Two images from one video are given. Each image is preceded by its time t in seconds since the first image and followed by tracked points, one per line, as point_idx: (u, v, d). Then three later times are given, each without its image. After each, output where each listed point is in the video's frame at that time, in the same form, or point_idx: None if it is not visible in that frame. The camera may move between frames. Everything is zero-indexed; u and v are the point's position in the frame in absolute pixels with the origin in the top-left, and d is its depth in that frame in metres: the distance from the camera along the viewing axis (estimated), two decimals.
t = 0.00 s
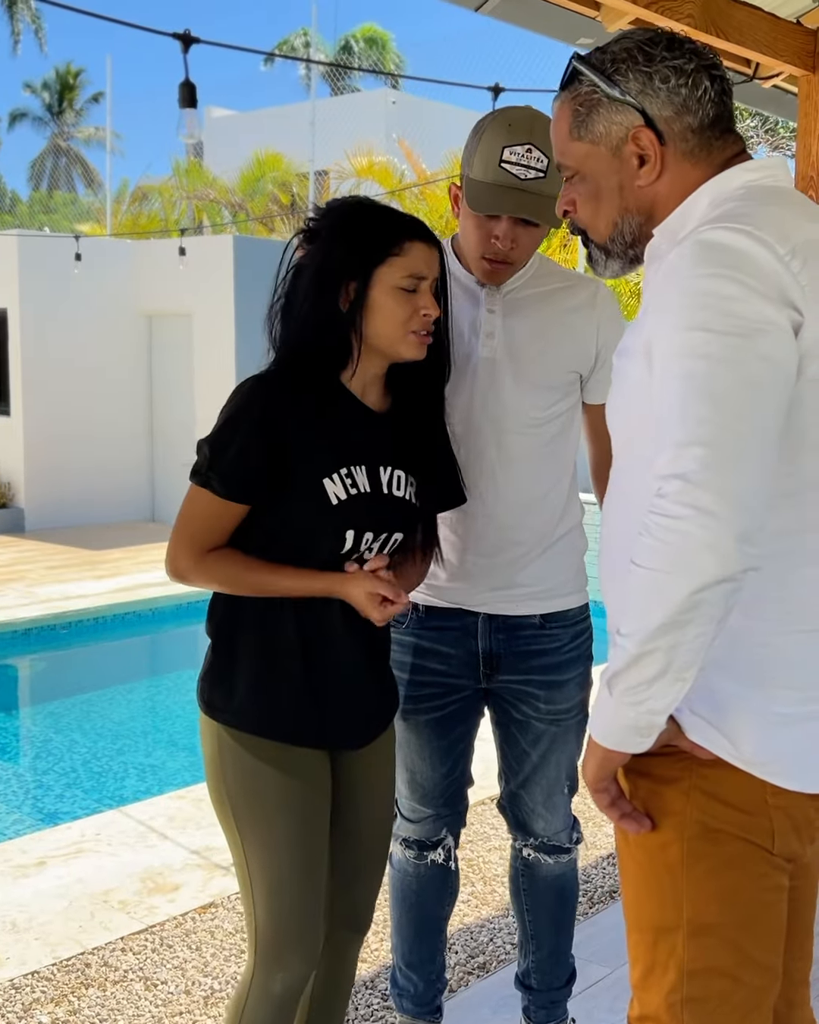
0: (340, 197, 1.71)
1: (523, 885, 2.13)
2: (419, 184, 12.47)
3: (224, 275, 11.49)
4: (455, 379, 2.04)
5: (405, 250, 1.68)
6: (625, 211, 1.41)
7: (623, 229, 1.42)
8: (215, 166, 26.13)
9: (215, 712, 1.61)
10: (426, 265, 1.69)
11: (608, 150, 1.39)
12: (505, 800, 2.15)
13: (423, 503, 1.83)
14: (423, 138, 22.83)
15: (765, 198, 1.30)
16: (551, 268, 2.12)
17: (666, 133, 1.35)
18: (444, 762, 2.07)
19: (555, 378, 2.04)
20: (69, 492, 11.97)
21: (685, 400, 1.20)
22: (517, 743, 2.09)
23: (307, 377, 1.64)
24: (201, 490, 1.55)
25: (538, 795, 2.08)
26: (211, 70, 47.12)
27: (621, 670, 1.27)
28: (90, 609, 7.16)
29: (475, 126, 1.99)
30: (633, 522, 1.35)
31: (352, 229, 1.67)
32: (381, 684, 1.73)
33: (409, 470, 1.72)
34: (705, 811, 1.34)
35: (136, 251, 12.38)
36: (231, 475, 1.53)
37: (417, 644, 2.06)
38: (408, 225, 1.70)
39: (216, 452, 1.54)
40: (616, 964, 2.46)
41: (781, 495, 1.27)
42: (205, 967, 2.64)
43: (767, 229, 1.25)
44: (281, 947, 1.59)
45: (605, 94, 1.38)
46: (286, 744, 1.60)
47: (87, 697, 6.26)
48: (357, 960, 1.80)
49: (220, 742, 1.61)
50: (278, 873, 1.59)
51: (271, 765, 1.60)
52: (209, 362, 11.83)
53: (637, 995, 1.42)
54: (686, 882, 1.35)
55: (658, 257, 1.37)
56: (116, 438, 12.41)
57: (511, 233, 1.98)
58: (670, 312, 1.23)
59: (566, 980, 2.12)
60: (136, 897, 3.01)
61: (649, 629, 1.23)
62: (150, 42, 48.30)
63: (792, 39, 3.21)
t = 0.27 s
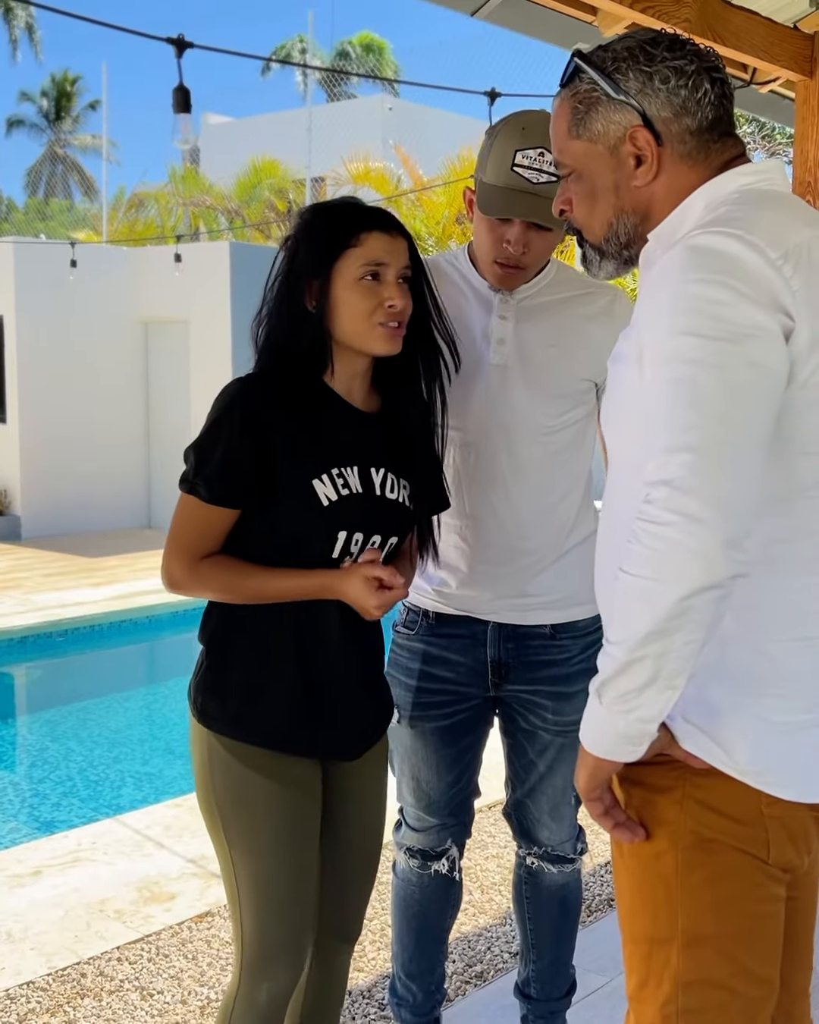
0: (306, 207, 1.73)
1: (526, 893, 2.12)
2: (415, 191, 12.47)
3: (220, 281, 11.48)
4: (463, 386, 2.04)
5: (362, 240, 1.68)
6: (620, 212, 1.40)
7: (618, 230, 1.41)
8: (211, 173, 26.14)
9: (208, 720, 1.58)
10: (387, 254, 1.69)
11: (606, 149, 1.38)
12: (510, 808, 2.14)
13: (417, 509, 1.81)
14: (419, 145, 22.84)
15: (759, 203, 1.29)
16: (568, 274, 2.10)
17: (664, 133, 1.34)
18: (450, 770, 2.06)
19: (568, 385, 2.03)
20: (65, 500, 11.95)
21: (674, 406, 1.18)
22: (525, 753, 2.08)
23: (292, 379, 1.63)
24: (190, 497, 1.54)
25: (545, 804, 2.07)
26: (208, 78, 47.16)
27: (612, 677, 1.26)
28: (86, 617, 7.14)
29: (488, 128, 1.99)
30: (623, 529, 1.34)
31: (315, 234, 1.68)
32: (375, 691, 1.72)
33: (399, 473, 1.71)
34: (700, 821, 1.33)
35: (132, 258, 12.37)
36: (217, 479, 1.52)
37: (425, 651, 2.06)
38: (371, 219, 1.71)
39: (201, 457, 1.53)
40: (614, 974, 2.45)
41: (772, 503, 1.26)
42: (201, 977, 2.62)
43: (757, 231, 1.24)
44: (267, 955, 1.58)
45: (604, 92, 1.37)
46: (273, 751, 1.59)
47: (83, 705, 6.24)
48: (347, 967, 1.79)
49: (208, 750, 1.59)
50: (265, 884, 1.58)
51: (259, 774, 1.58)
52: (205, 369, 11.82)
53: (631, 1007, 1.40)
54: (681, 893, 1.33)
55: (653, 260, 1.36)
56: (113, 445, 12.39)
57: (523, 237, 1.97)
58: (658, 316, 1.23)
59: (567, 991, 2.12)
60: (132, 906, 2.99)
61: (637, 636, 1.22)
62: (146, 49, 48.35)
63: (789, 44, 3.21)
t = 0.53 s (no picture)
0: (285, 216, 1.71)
1: (532, 905, 2.13)
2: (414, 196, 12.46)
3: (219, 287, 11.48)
4: (469, 395, 2.02)
5: (336, 250, 1.67)
6: (624, 217, 1.38)
7: (621, 234, 1.40)
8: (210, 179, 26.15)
9: (197, 736, 1.57)
10: (361, 263, 1.67)
11: (613, 153, 1.37)
12: (517, 818, 2.14)
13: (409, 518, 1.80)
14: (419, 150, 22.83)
15: (764, 212, 1.28)
16: (583, 282, 2.09)
17: (672, 140, 1.33)
18: (458, 782, 2.05)
19: (580, 396, 2.02)
20: (64, 507, 11.94)
21: (680, 418, 1.17)
22: (533, 764, 2.08)
23: (279, 392, 1.62)
24: (176, 511, 1.53)
25: (552, 817, 2.07)
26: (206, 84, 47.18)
27: (617, 693, 1.25)
28: (86, 625, 7.13)
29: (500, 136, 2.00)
30: (628, 543, 1.33)
31: (290, 245, 1.67)
32: (368, 703, 1.71)
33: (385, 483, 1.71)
34: (706, 837, 1.31)
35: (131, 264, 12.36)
36: (201, 492, 1.51)
37: (435, 662, 2.05)
38: (345, 227, 1.69)
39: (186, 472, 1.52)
40: (616, 984, 2.44)
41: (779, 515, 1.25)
42: (201, 988, 2.61)
43: (763, 241, 1.23)
44: (263, 971, 1.57)
45: (614, 95, 1.36)
46: (266, 766, 1.57)
47: (83, 713, 6.23)
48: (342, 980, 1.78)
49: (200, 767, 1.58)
50: (260, 902, 1.57)
51: (254, 791, 1.57)
52: (204, 375, 11.80)
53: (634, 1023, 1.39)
54: (687, 910, 1.32)
55: (656, 270, 1.35)
56: (112, 452, 12.38)
57: (533, 246, 1.96)
58: (663, 329, 1.22)
59: (570, 1003, 2.14)
60: (132, 917, 2.97)
61: (643, 651, 1.21)
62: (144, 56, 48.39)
63: (791, 51, 3.20)
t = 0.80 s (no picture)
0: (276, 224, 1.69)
1: (542, 915, 2.12)
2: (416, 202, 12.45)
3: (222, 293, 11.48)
4: (479, 403, 2.01)
5: (327, 258, 1.65)
6: (639, 218, 1.37)
7: (635, 236, 1.39)
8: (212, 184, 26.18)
9: (200, 750, 1.56)
10: (355, 270, 1.65)
11: (630, 154, 1.36)
12: (527, 828, 2.13)
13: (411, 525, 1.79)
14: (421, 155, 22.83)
15: (784, 218, 1.27)
16: (594, 288, 2.08)
17: (691, 141, 1.31)
18: (467, 793, 2.04)
19: (593, 402, 2.01)
20: (67, 513, 11.93)
21: (702, 428, 1.16)
22: (543, 774, 2.07)
23: (283, 403, 1.61)
24: (182, 525, 1.52)
25: (563, 827, 2.06)
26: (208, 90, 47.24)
27: (636, 706, 1.23)
28: (89, 631, 7.12)
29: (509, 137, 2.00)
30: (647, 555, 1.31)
31: (281, 253, 1.64)
32: (374, 712, 1.69)
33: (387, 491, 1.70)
34: (724, 852, 1.30)
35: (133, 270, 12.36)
36: (209, 506, 1.50)
37: (444, 671, 2.04)
38: (337, 233, 1.67)
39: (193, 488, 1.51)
40: (624, 994, 2.42)
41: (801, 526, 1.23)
42: (206, 998, 2.59)
43: (784, 248, 1.22)
44: (269, 984, 1.56)
45: (633, 94, 1.35)
46: (273, 778, 1.56)
47: (86, 721, 6.21)
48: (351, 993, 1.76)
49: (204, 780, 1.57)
50: (265, 914, 1.56)
51: (260, 802, 1.56)
52: (206, 381, 11.80)
53: None
54: (704, 925, 1.31)
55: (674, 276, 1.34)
56: (114, 458, 12.38)
57: (541, 251, 1.96)
58: (683, 337, 1.21)
59: (579, 1014, 2.14)
60: (137, 926, 2.96)
61: (665, 665, 1.20)
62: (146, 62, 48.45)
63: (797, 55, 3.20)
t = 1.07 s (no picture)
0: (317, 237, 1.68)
1: (552, 925, 2.10)
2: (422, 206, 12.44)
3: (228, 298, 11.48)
4: (487, 410, 1.99)
5: (372, 289, 1.63)
6: (661, 220, 1.36)
7: (657, 239, 1.37)
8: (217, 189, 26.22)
9: (205, 763, 1.55)
10: (399, 304, 1.63)
11: (653, 154, 1.35)
12: (537, 838, 2.11)
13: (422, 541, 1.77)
14: (427, 160, 22.83)
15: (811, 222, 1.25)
16: (599, 293, 2.07)
17: (715, 142, 1.30)
18: (476, 802, 2.02)
19: (599, 408, 2.00)
20: (73, 519, 11.93)
21: (732, 436, 1.15)
22: (553, 783, 2.06)
23: (295, 418, 1.59)
24: (194, 538, 1.51)
25: (573, 835, 2.05)
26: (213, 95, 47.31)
27: (664, 718, 1.22)
28: (96, 637, 7.11)
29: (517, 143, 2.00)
30: (673, 565, 1.30)
31: (322, 273, 1.62)
32: (379, 725, 1.69)
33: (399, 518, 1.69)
34: (748, 867, 1.29)
35: (139, 275, 12.37)
36: (222, 522, 1.49)
37: (452, 680, 2.02)
38: (382, 265, 1.64)
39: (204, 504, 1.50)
40: (637, 1003, 2.40)
41: None
42: (216, 1007, 2.58)
43: (814, 253, 1.20)
44: (283, 996, 1.55)
45: (657, 94, 1.34)
46: (283, 792, 1.55)
47: (93, 727, 6.20)
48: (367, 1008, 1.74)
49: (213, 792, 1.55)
50: (278, 925, 1.54)
51: (269, 815, 1.54)
52: (212, 386, 11.80)
53: None
54: (726, 940, 1.29)
55: (695, 282, 1.33)
56: (121, 463, 12.38)
57: (551, 255, 1.94)
58: (712, 347, 1.19)
59: None
60: (146, 934, 2.94)
61: (694, 677, 1.18)
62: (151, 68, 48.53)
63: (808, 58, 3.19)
